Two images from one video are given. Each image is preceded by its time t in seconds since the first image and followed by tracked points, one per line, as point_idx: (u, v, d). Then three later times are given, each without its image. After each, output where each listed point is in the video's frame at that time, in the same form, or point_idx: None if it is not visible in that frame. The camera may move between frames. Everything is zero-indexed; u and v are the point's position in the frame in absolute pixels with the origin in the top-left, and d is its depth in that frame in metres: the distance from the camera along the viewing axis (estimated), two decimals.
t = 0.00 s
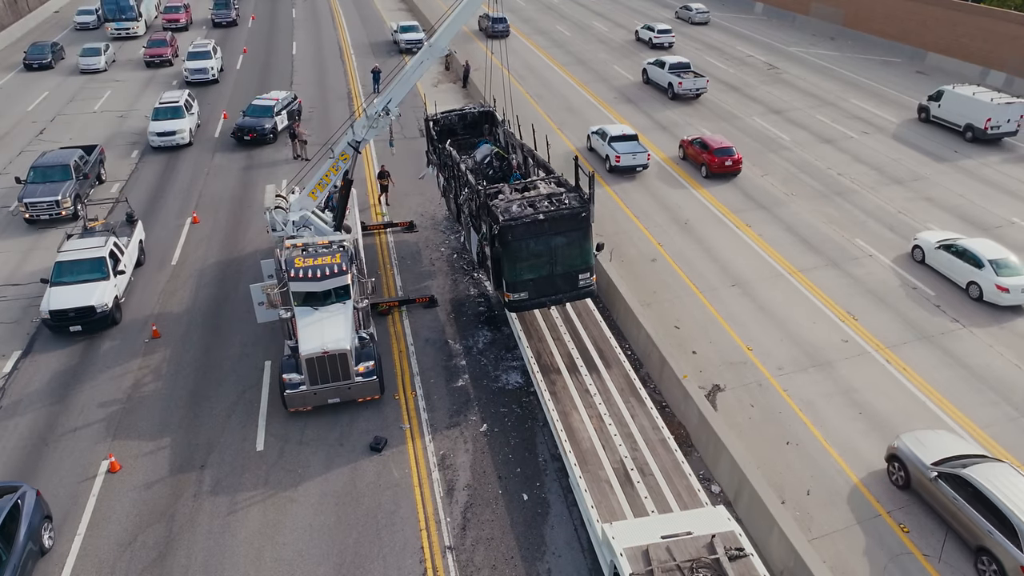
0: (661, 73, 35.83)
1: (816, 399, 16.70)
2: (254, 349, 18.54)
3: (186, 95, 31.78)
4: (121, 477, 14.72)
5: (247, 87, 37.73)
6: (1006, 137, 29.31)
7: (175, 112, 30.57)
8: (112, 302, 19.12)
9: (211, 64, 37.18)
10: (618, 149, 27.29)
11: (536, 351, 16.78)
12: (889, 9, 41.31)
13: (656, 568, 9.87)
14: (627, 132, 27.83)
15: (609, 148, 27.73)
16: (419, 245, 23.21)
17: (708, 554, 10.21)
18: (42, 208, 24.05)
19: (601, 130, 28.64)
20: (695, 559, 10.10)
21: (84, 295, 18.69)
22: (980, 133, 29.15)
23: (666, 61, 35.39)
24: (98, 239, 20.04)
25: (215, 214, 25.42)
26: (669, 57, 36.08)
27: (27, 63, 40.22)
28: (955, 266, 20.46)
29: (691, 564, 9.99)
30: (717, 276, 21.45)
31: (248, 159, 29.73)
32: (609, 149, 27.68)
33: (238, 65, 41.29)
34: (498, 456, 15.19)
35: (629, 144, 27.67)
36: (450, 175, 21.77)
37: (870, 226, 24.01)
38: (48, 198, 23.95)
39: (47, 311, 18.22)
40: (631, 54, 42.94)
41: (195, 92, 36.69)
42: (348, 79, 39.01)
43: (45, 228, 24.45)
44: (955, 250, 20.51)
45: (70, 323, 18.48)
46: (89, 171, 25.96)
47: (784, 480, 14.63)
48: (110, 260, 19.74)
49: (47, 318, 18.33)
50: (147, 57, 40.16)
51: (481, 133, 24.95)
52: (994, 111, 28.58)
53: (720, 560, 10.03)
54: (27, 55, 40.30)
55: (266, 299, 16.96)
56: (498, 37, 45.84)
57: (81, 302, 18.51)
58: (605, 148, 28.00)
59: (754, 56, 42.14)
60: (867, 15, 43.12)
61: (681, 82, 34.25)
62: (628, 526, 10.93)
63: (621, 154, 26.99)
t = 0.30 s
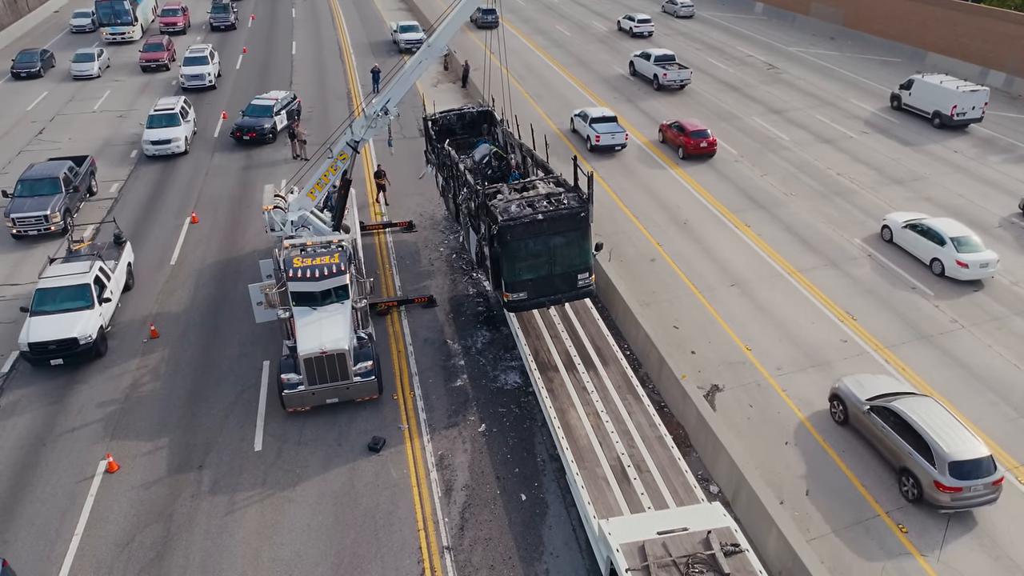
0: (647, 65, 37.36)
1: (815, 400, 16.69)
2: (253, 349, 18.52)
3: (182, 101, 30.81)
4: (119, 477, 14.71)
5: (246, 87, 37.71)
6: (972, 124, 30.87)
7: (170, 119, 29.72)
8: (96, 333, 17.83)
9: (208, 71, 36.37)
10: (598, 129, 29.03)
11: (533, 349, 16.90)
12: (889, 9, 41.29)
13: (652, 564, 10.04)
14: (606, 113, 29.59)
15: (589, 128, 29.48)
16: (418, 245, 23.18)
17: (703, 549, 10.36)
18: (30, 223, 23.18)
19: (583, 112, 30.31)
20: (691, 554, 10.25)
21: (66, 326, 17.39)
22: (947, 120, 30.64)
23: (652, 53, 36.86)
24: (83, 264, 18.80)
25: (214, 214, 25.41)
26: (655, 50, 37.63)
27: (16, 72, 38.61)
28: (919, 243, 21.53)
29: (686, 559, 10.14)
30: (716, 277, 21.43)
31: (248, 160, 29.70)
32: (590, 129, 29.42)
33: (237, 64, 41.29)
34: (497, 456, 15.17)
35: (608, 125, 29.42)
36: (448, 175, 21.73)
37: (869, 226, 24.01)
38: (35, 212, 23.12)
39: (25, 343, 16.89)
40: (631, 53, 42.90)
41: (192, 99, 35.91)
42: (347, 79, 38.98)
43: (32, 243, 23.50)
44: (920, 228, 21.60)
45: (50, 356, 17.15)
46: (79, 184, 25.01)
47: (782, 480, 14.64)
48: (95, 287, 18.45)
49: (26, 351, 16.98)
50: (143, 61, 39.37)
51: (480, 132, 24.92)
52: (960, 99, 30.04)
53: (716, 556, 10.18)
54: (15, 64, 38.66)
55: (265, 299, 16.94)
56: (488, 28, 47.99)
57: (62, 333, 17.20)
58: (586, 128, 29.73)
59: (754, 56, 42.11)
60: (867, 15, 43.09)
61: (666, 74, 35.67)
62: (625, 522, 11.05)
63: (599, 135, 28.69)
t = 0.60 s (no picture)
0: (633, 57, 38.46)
1: (816, 401, 16.65)
2: (252, 349, 18.51)
3: (178, 109, 29.88)
4: (118, 477, 14.71)
5: (246, 87, 37.71)
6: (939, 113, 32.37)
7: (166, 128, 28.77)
8: (78, 371, 16.68)
9: (205, 76, 35.43)
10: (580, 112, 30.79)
11: (532, 347, 16.96)
12: (888, 9, 41.27)
13: (648, 560, 10.16)
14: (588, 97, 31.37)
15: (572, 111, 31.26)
16: (417, 245, 23.16)
17: (700, 545, 10.44)
18: (18, 240, 22.32)
19: (566, 96, 32.01)
20: (688, 550, 10.32)
21: (44, 366, 16.23)
22: (916, 107, 32.04)
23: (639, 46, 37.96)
24: (63, 296, 17.53)
25: (214, 214, 25.40)
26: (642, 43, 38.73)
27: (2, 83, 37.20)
28: (888, 224, 22.69)
29: (683, 555, 10.23)
30: (716, 277, 21.41)
31: (247, 160, 29.67)
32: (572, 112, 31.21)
33: (236, 65, 41.30)
34: (495, 457, 15.16)
35: (590, 108, 31.18)
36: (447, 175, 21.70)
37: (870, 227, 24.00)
38: (22, 229, 22.21)
39: None
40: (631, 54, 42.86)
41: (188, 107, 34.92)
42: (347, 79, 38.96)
43: (21, 260, 22.73)
44: (888, 210, 22.81)
45: (27, 398, 16.02)
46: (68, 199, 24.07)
47: (780, 479, 14.65)
48: (76, 321, 17.20)
49: (1, 393, 15.90)
50: (139, 66, 38.47)
51: (479, 133, 24.91)
52: (928, 87, 31.51)
53: (712, 552, 10.26)
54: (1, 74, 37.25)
55: (264, 299, 16.94)
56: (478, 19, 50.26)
57: (39, 375, 16.03)
58: (569, 111, 31.53)
59: (754, 56, 42.08)
60: (867, 15, 43.07)
61: (650, 66, 36.82)
62: (622, 519, 11.20)
63: (582, 117, 30.46)
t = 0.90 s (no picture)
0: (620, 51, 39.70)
1: (816, 402, 16.63)
2: (251, 350, 18.50)
3: (173, 117, 29.12)
4: (117, 478, 14.70)
5: (246, 87, 37.72)
6: (910, 101, 33.87)
7: (161, 136, 28.07)
8: (55, 421, 15.11)
9: (202, 83, 34.56)
10: (563, 96, 32.63)
11: (530, 346, 17.04)
12: (888, 9, 41.21)
13: (645, 557, 10.27)
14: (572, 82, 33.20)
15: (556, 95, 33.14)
16: (416, 246, 23.16)
17: (697, 543, 10.58)
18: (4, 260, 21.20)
19: (551, 82, 33.83)
20: (685, 547, 10.46)
21: (17, 417, 14.63)
22: (888, 95, 33.44)
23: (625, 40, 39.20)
24: (39, 338, 16.00)
25: (213, 214, 25.40)
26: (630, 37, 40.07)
27: None
28: (857, 205, 24.02)
29: (680, 552, 10.35)
30: (716, 278, 21.39)
31: (247, 160, 29.66)
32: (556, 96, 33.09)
33: (236, 65, 41.33)
34: (494, 458, 15.15)
35: (573, 93, 33.01)
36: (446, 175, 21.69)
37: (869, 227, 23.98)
38: (9, 249, 21.12)
39: None
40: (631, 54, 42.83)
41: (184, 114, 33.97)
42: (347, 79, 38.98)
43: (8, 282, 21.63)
44: (858, 191, 24.06)
45: None
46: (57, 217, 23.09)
47: (779, 480, 14.66)
48: (52, 366, 15.65)
49: None
50: (135, 71, 37.75)
51: (478, 133, 24.90)
52: (899, 76, 32.90)
53: (708, 549, 10.38)
54: None
55: (263, 300, 16.96)
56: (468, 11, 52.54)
57: (10, 427, 14.42)
58: (554, 96, 33.38)
59: (754, 56, 42.06)
60: (867, 15, 42.99)
61: (637, 58, 38.19)
62: (619, 518, 11.31)
63: (564, 100, 32.34)
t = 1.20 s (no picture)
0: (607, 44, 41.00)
1: (815, 402, 16.63)
2: (251, 350, 18.51)
3: (169, 124, 28.31)
4: (116, 478, 14.70)
5: (246, 87, 37.74)
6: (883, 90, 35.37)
7: (156, 143, 27.35)
8: (26, 487, 13.52)
9: (198, 90, 33.53)
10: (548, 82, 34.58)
11: (529, 343, 17.15)
12: (888, 8, 41.07)
13: (642, 552, 10.32)
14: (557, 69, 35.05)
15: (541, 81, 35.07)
16: (416, 246, 23.17)
17: (693, 538, 10.65)
18: None
19: (538, 69, 35.69)
20: (681, 543, 10.53)
21: None
22: (862, 84, 34.96)
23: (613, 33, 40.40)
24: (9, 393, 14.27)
25: (213, 215, 25.41)
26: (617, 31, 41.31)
27: None
28: (828, 186, 25.20)
29: (676, 548, 10.42)
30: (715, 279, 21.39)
31: (246, 161, 29.66)
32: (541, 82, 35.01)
33: (236, 65, 41.38)
34: (493, 458, 15.14)
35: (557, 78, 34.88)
36: (446, 175, 21.69)
37: (869, 227, 23.99)
38: None
39: None
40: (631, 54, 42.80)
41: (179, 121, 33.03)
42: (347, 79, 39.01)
43: None
44: (830, 173, 25.20)
45: None
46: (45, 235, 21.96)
47: (778, 479, 14.67)
48: (24, 425, 13.99)
49: None
50: (130, 76, 36.91)
51: (477, 133, 24.91)
52: (872, 66, 34.41)
53: (705, 545, 10.46)
54: None
55: (263, 300, 16.99)
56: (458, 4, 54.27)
57: None
58: (540, 82, 35.26)
59: (753, 57, 42.03)
60: (867, 15, 42.77)
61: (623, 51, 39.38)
62: (617, 513, 11.33)
63: (550, 86, 34.26)
